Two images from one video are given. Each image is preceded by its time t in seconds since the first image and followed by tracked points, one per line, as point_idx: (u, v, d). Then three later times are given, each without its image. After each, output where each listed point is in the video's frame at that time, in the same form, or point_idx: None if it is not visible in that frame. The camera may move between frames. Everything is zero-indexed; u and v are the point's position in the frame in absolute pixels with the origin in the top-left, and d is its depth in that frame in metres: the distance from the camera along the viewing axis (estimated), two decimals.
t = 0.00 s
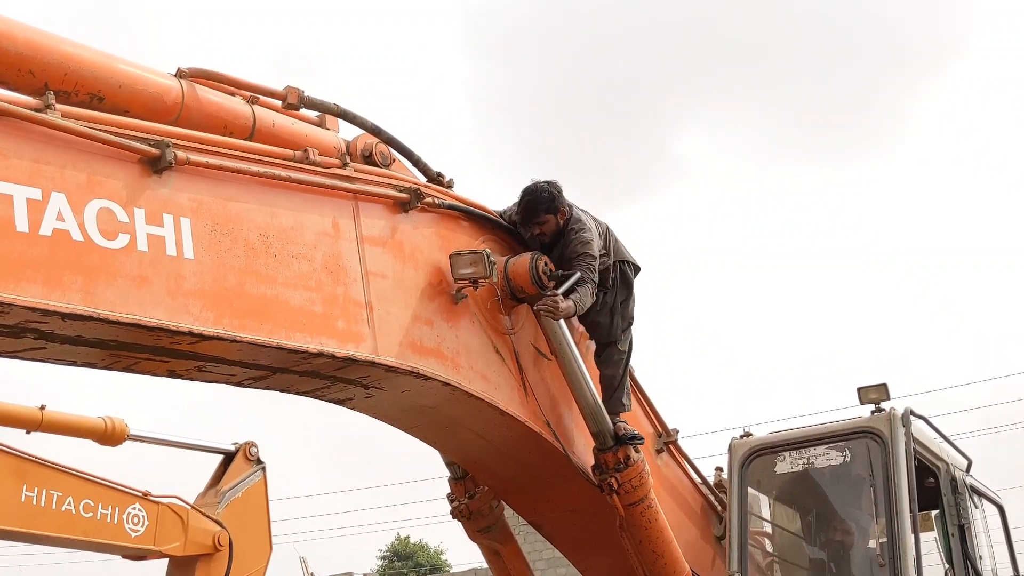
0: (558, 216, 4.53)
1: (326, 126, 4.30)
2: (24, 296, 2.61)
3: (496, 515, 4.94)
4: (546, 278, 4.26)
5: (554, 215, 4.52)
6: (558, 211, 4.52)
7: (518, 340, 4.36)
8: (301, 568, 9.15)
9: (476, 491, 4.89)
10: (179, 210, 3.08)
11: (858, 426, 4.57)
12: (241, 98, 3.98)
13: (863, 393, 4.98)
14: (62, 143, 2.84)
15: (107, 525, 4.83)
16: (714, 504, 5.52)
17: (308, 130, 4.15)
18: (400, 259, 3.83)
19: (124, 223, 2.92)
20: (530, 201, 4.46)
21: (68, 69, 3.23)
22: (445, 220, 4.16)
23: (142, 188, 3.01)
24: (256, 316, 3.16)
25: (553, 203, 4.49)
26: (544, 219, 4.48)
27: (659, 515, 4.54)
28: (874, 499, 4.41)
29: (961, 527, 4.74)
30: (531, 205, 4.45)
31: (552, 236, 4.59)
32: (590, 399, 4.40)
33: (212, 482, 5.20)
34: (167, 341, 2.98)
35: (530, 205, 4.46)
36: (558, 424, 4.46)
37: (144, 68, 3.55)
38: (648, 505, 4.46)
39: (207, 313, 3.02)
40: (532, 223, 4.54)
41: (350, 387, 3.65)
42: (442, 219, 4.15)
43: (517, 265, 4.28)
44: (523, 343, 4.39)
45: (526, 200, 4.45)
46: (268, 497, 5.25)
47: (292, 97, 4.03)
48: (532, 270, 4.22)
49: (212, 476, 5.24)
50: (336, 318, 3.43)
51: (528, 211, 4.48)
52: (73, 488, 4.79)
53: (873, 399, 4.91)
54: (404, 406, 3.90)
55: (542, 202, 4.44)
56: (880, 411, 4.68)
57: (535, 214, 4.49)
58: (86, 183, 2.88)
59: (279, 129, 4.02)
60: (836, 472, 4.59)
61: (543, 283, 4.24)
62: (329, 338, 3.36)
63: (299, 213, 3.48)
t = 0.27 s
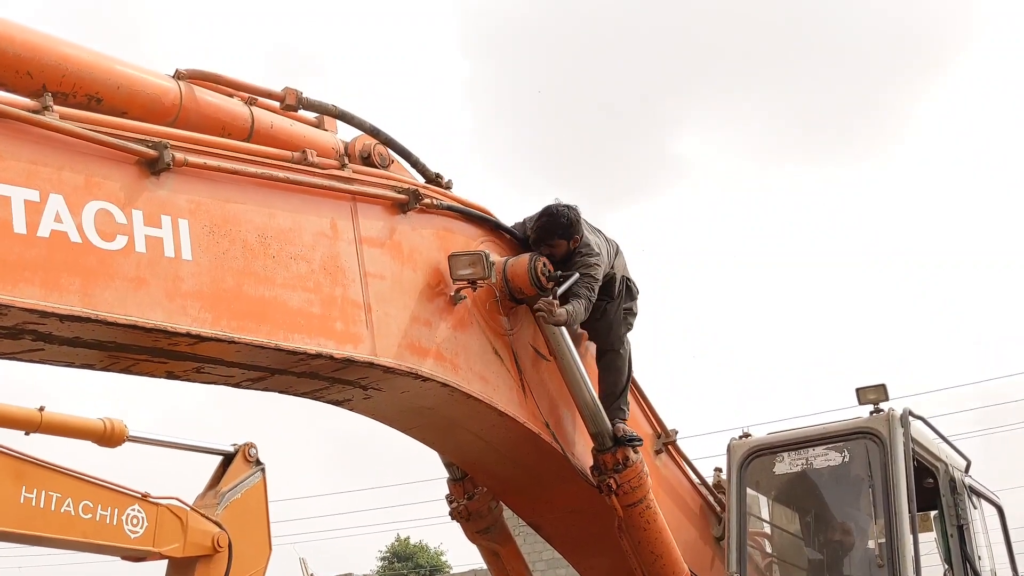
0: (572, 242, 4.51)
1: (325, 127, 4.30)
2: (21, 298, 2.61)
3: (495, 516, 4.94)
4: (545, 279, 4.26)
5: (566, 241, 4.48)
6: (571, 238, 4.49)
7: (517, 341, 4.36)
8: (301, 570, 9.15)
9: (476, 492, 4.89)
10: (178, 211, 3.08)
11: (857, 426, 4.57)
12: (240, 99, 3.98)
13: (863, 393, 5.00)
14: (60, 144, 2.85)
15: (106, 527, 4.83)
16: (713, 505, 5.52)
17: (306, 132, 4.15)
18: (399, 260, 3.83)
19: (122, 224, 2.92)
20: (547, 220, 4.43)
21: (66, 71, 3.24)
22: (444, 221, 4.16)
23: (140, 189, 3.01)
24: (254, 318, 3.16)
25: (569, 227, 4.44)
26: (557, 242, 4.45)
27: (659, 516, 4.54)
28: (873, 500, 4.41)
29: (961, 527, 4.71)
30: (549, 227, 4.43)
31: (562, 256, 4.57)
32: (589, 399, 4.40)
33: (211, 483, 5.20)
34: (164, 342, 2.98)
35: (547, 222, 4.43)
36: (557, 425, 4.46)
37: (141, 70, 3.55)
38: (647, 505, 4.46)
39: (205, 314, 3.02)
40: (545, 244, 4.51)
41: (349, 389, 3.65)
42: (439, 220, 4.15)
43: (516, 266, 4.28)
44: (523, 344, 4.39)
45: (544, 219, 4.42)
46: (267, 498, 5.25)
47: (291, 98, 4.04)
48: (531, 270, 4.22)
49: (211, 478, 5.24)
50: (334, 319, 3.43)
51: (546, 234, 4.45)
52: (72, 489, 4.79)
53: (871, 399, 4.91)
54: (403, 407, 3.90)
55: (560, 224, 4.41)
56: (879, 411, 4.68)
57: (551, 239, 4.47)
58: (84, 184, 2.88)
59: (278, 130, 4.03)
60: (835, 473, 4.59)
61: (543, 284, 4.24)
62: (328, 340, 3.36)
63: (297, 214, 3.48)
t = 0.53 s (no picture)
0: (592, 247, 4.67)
1: (324, 127, 4.30)
2: (19, 299, 2.61)
3: (494, 517, 4.94)
4: (544, 279, 4.26)
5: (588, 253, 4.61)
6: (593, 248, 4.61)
7: (516, 342, 4.36)
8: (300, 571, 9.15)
9: (475, 492, 4.90)
10: (176, 212, 3.08)
11: (856, 427, 4.56)
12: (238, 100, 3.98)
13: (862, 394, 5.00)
14: (58, 145, 2.84)
15: (106, 528, 4.83)
16: (713, 505, 5.52)
17: (305, 132, 4.15)
18: (397, 260, 3.83)
19: (120, 225, 2.92)
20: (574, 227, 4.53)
21: (64, 72, 3.24)
22: (442, 222, 4.16)
23: (139, 190, 3.01)
24: (253, 318, 3.16)
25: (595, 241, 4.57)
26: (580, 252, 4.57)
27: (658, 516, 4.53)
28: (872, 500, 4.41)
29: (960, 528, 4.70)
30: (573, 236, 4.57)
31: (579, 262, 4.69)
32: (588, 400, 4.40)
33: (210, 484, 5.21)
34: (163, 343, 2.98)
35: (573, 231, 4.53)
36: (557, 425, 4.46)
37: (140, 70, 3.55)
38: (647, 506, 4.46)
39: (204, 315, 3.02)
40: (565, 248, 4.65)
41: (348, 390, 3.65)
42: (438, 221, 4.15)
43: (516, 267, 4.28)
44: (522, 345, 4.39)
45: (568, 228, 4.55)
46: (266, 500, 5.27)
47: (289, 99, 4.03)
48: (530, 271, 4.23)
49: (210, 479, 5.24)
50: (333, 320, 3.43)
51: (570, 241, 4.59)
52: (71, 491, 4.78)
53: (870, 400, 4.91)
54: (402, 407, 3.90)
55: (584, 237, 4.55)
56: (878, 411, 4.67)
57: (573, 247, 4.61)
58: (83, 185, 2.87)
59: (276, 131, 4.03)
60: (834, 473, 4.59)
61: (542, 285, 4.24)
62: (326, 341, 3.36)
63: (296, 214, 3.48)
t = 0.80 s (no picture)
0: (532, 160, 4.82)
1: (320, 129, 4.31)
2: (17, 299, 2.60)
3: (490, 517, 4.94)
4: (540, 280, 4.27)
5: (527, 156, 4.80)
6: (531, 152, 4.81)
7: (511, 343, 4.36)
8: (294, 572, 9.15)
9: (470, 493, 4.90)
10: (173, 213, 3.08)
11: (850, 427, 4.57)
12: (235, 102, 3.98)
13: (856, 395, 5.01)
14: (56, 147, 2.84)
15: (102, 528, 4.83)
16: (707, 506, 5.53)
17: (301, 135, 4.16)
18: (394, 262, 3.84)
19: (117, 226, 2.92)
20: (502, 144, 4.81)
21: (62, 74, 3.24)
22: (439, 223, 4.16)
23: (136, 191, 3.01)
24: (250, 319, 3.16)
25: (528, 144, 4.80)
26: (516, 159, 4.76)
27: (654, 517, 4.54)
28: (866, 501, 4.42)
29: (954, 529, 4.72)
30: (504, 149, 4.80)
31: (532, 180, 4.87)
32: (584, 400, 4.40)
33: (206, 484, 5.20)
34: (160, 344, 2.98)
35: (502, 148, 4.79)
36: (552, 426, 4.46)
37: (137, 72, 3.55)
38: (642, 506, 4.46)
39: (200, 316, 3.02)
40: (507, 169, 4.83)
41: (344, 390, 3.65)
42: (434, 222, 4.15)
43: (512, 268, 4.28)
44: (517, 345, 4.39)
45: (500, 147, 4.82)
46: (263, 500, 5.26)
47: (286, 100, 4.04)
48: (526, 272, 4.24)
49: (206, 479, 5.24)
50: (330, 321, 3.43)
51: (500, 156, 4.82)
52: (68, 491, 4.78)
53: (864, 401, 4.92)
54: (398, 408, 3.90)
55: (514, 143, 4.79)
56: (872, 412, 4.69)
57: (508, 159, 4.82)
58: (80, 187, 2.87)
59: (273, 132, 4.03)
60: (828, 474, 4.60)
61: (538, 285, 4.25)
62: (323, 341, 3.36)
63: (292, 215, 3.48)
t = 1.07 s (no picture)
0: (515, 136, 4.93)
1: (315, 131, 4.31)
2: (10, 301, 2.60)
3: (484, 520, 4.94)
4: (535, 282, 4.26)
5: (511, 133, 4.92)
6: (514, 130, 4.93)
7: (506, 345, 4.36)
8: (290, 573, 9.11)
9: (465, 495, 4.88)
10: (167, 215, 3.08)
11: (844, 430, 4.58)
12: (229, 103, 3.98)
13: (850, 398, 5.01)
14: (50, 148, 2.84)
15: (96, 530, 4.83)
16: (701, 508, 5.53)
17: (295, 136, 4.16)
18: (388, 264, 3.83)
19: (111, 227, 2.91)
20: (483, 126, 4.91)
21: (56, 75, 3.23)
22: (434, 226, 4.16)
23: (130, 193, 3.01)
24: (244, 320, 3.16)
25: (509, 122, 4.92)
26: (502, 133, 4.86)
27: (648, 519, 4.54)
28: (860, 503, 4.43)
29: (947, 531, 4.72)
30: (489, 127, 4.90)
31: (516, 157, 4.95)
32: (579, 403, 4.40)
33: (200, 486, 5.18)
34: (154, 346, 2.97)
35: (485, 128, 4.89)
36: (547, 428, 4.46)
37: (131, 73, 3.55)
38: (637, 509, 4.46)
39: (194, 318, 3.02)
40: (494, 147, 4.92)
41: (338, 393, 3.64)
42: (429, 224, 4.15)
43: (506, 270, 4.28)
44: (512, 348, 4.39)
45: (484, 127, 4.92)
46: (257, 503, 5.23)
47: (281, 102, 4.03)
48: (521, 275, 4.24)
49: (201, 482, 5.21)
50: (324, 323, 3.42)
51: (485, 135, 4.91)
52: (62, 493, 4.78)
53: (858, 403, 4.92)
54: (392, 410, 3.90)
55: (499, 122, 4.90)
56: (866, 415, 4.69)
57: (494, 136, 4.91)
58: (74, 188, 2.87)
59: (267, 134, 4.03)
60: (822, 476, 4.60)
61: (532, 288, 4.25)
62: (317, 343, 3.36)
63: (287, 217, 3.47)
